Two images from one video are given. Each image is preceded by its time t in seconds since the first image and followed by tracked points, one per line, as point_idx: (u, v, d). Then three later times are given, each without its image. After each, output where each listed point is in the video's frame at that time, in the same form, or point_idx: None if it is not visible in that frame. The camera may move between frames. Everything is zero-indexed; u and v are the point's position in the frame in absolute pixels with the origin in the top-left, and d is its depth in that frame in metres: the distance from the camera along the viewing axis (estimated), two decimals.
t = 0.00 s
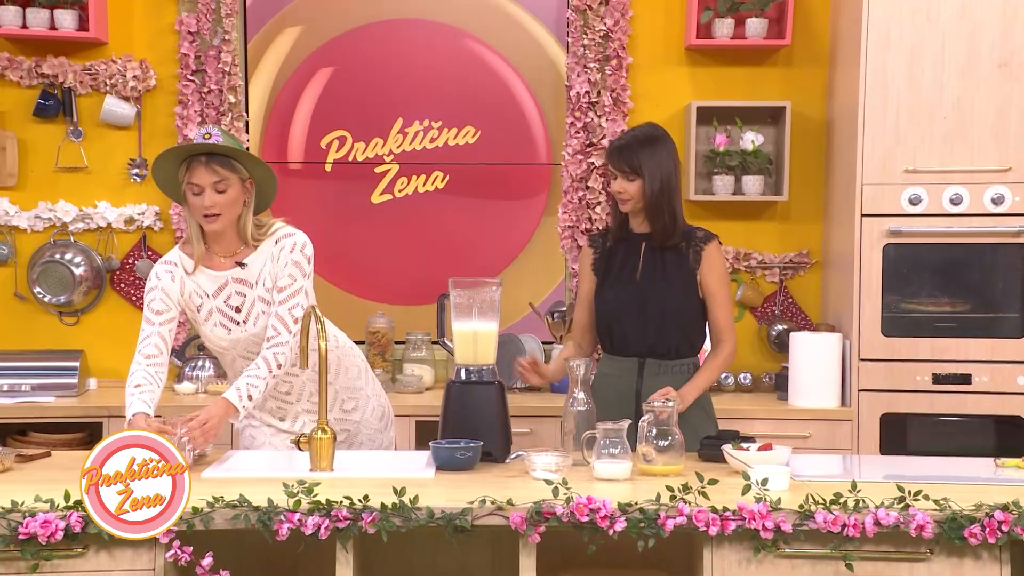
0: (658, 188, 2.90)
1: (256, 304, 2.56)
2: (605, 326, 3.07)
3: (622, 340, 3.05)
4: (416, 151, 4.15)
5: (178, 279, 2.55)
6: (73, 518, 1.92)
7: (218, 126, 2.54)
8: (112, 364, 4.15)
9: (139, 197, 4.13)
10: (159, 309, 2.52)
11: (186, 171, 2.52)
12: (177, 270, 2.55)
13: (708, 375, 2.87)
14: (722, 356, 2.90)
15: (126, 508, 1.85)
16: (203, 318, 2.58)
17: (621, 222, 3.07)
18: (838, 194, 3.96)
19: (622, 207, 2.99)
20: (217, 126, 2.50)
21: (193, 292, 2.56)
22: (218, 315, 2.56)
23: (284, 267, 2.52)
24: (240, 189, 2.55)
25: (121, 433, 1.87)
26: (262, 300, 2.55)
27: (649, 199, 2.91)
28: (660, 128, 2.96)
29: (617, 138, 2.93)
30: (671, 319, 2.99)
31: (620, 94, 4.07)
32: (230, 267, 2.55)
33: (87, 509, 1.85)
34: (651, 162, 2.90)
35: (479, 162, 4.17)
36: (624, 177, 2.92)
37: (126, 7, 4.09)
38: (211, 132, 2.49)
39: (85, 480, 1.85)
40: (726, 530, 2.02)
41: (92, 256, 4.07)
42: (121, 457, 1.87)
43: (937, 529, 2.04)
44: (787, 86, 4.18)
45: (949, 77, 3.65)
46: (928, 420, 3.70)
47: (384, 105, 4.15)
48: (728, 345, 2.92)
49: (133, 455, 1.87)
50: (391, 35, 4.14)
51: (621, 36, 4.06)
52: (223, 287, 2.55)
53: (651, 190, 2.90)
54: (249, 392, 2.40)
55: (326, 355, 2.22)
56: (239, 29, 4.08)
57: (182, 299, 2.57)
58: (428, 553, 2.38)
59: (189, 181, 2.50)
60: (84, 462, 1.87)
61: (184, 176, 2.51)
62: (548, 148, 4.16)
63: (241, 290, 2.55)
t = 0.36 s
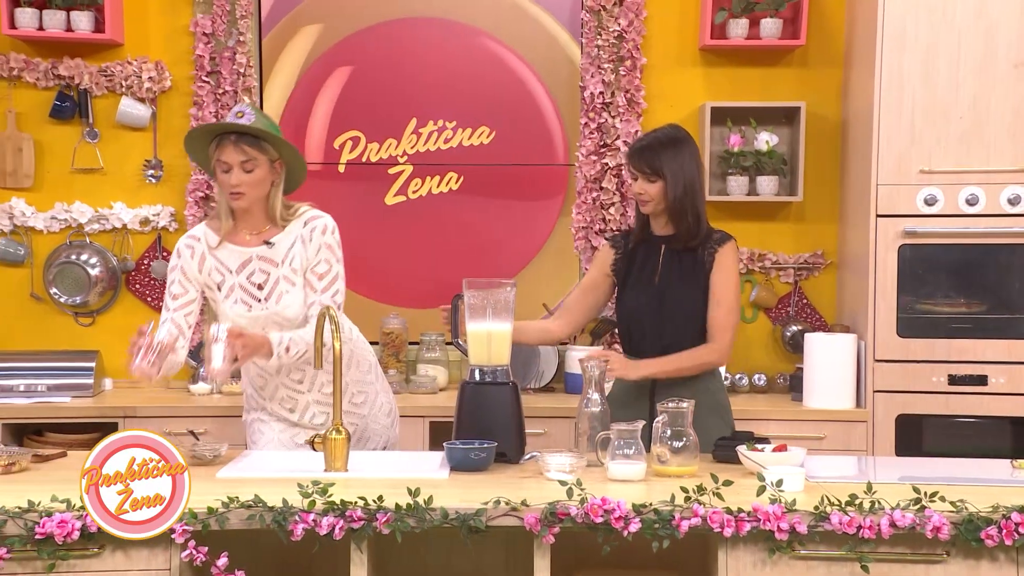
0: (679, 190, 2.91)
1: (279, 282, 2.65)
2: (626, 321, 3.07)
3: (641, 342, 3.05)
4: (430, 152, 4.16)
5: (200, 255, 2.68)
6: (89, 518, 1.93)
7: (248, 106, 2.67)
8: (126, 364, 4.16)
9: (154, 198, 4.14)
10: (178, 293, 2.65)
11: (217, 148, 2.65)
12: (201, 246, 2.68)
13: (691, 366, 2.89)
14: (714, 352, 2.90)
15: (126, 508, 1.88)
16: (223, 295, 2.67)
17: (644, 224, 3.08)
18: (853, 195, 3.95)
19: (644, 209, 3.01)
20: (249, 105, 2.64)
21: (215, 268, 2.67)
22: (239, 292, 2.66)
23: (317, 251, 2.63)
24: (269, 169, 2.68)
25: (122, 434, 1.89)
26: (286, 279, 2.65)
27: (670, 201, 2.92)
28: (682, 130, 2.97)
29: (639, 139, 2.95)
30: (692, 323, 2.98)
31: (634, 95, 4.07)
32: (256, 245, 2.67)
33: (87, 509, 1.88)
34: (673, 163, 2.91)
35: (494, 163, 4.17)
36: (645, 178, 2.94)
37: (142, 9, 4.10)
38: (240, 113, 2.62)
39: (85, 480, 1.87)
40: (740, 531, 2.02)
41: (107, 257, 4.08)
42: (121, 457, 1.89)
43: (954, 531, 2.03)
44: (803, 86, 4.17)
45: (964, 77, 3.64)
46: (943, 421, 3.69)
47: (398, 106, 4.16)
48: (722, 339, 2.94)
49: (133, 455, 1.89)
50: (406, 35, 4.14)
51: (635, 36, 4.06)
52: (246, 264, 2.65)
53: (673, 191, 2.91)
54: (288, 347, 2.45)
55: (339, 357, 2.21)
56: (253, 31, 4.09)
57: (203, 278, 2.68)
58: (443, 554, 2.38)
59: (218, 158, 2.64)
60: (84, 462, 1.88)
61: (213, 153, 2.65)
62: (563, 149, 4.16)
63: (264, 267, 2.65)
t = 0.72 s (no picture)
0: (660, 192, 2.85)
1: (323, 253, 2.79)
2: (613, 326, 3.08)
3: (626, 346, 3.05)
4: (441, 153, 4.16)
5: (245, 223, 2.83)
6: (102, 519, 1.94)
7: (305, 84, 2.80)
8: (137, 365, 4.17)
9: (166, 199, 4.15)
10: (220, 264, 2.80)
11: (279, 126, 2.77)
12: (247, 215, 2.84)
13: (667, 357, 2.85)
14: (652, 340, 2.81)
15: (126, 508, 1.90)
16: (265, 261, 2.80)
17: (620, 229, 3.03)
18: (865, 195, 3.94)
19: (619, 211, 2.92)
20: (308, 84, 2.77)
21: (259, 235, 2.82)
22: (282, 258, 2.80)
23: (365, 232, 2.83)
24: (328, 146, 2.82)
25: (122, 435, 1.92)
26: (331, 251, 2.80)
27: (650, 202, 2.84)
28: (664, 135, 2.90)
29: (620, 139, 2.87)
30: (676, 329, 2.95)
31: (645, 96, 4.07)
32: (304, 217, 2.83)
33: (87, 510, 1.89)
34: (654, 165, 2.84)
35: (505, 164, 4.17)
36: (623, 177, 2.86)
37: (154, 10, 4.11)
38: (302, 92, 2.75)
39: (85, 480, 1.89)
40: (752, 532, 2.01)
41: (119, 257, 4.09)
42: (121, 457, 1.92)
43: (966, 533, 2.02)
44: (814, 86, 4.16)
45: (977, 77, 3.63)
46: (954, 422, 3.68)
47: (409, 106, 4.16)
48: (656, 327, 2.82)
49: (134, 455, 1.92)
50: (416, 35, 4.14)
51: (645, 37, 4.06)
52: (292, 233, 2.81)
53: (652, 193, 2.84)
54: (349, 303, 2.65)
55: (350, 357, 2.22)
56: (265, 32, 4.10)
57: (245, 246, 2.82)
58: (455, 555, 2.38)
59: (282, 136, 2.76)
60: (84, 463, 1.90)
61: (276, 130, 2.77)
62: (573, 150, 4.16)
63: (308, 237, 2.80)
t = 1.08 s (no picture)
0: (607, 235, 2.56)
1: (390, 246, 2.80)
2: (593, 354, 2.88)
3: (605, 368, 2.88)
4: (449, 153, 4.16)
5: (307, 223, 2.76)
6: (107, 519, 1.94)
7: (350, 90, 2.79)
8: (146, 365, 4.18)
9: (174, 199, 4.16)
10: (286, 266, 2.73)
11: (346, 131, 2.74)
12: (309, 215, 2.77)
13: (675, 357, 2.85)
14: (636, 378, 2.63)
15: (126, 508, 1.93)
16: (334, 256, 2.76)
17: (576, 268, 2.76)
18: (873, 195, 3.94)
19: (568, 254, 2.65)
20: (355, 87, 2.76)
21: (324, 233, 2.77)
22: (352, 253, 2.77)
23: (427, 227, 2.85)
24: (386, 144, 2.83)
25: (121, 435, 1.96)
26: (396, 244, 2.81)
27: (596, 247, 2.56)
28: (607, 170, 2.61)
29: (560, 182, 2.59)
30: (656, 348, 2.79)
31: (652, 96, 4.06)
32: (365, 214, 2.81)
33: (87, 510, 1.91)
34: (599, 210, 2.55)
35: (512, 164, 4.16)
36: (567, 221, 2.58)
37: (162, 10, 4.12)
38: (363, 94, 2.75)
39: (85, 480, 1.92)
40: (760, 532, 2.01)
41: (127, 257, 4.10)
42: (121, 457, 1.96)
43: (975, 533, 2.01)
44: (822, 86, 4.16)
45: (986, 77, 3.62)
46: (963, 422, 3.67)
47: (417, 106, 4.16)
48: (641, 371, 2.62)
49: (133, 455, 1.97)
50: (424, 35, 4.14)
51: (653, 37, 4.05)
52: (357, 228, 2.79)
53: (600, 238, 2.56)
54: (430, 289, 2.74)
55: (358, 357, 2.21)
56: (272, 32, 4.10)
57: (309, 246, 2.76)
58: (464, 555, 2.38)
59: (354, 140, 2.73)
60: (85, 463, 1.94)
61: (345, 135, 2.73)
62: (581, 150, 4.16)
63: (373, 233, 2.79)
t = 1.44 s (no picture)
0: (578, 267, 2.50)
1: (431, 244, 2.88)
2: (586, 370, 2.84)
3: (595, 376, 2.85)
4: (450, 153, 4.16)
5: (353, 223, 2.79)
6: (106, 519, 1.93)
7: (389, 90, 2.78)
8: (148, 365, 4.18)
9: (177, 199, 4.16)
10: (333, 267, 2.77)
11: (382, 133, 2.74)
12: (353, 216, 2.80)
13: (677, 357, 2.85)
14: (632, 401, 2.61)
15: (126, 508, 1.92)
16: (380, 254, 2.80)
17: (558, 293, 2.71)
18: (875, 194, 3.94)
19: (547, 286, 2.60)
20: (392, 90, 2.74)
21: (370, 232, 2.80)
22: (397, 251, 2.83)
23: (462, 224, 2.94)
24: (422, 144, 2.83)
25: (122, 435, 1.94)
26: (435, 242, 2.89)
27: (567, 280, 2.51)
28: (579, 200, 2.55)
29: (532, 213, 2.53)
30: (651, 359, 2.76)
31: (654, 96, 4.06)
32: (404, 214, 2.87)
33: (87, 510, 1.91)
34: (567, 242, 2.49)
35: (514, 163, 4.16)
36: (541, 255, 2.54)
37: (165, 10, 4.12)
38: (400, 98, 2.73)
39: (85, 480, 1.91)
40: (762, 532, 2.01)
41: (130, 257, 4.10)
42: (121, 457, 1.94)
43: (978, 533, 2.01)
44: (824, 85, 4.16)
45: (988, 77, 3.62)
46: (965, 422, 3.67)
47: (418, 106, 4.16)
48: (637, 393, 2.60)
49: (135, 455, 1.95)
50: (425, 35, 4.14)
51: (655, 37, 4.05)
52: (399, 227, 2.84)
53: (568, 272, 2.50)
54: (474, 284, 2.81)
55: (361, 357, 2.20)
56: (274, 32, 4.10)
57: (355, 246, 2.79)
58: (466, 555, 2.38)
59: (390, 143, 2.73)
60: (85, 462, 1.93)
61: (381, 138, 2.74)
62: (583, 150, 4.16)
63: (414, 231, 2.86)
